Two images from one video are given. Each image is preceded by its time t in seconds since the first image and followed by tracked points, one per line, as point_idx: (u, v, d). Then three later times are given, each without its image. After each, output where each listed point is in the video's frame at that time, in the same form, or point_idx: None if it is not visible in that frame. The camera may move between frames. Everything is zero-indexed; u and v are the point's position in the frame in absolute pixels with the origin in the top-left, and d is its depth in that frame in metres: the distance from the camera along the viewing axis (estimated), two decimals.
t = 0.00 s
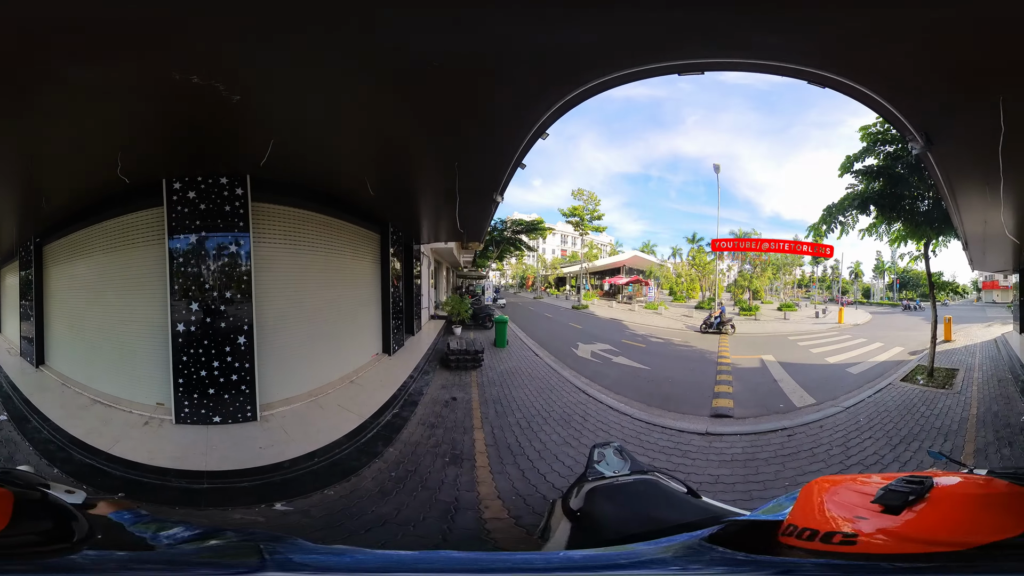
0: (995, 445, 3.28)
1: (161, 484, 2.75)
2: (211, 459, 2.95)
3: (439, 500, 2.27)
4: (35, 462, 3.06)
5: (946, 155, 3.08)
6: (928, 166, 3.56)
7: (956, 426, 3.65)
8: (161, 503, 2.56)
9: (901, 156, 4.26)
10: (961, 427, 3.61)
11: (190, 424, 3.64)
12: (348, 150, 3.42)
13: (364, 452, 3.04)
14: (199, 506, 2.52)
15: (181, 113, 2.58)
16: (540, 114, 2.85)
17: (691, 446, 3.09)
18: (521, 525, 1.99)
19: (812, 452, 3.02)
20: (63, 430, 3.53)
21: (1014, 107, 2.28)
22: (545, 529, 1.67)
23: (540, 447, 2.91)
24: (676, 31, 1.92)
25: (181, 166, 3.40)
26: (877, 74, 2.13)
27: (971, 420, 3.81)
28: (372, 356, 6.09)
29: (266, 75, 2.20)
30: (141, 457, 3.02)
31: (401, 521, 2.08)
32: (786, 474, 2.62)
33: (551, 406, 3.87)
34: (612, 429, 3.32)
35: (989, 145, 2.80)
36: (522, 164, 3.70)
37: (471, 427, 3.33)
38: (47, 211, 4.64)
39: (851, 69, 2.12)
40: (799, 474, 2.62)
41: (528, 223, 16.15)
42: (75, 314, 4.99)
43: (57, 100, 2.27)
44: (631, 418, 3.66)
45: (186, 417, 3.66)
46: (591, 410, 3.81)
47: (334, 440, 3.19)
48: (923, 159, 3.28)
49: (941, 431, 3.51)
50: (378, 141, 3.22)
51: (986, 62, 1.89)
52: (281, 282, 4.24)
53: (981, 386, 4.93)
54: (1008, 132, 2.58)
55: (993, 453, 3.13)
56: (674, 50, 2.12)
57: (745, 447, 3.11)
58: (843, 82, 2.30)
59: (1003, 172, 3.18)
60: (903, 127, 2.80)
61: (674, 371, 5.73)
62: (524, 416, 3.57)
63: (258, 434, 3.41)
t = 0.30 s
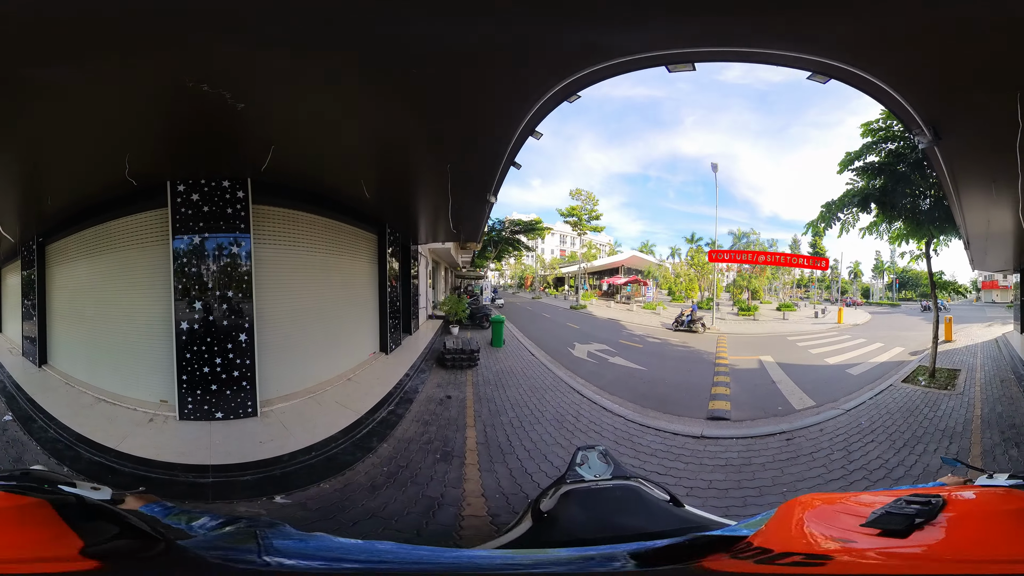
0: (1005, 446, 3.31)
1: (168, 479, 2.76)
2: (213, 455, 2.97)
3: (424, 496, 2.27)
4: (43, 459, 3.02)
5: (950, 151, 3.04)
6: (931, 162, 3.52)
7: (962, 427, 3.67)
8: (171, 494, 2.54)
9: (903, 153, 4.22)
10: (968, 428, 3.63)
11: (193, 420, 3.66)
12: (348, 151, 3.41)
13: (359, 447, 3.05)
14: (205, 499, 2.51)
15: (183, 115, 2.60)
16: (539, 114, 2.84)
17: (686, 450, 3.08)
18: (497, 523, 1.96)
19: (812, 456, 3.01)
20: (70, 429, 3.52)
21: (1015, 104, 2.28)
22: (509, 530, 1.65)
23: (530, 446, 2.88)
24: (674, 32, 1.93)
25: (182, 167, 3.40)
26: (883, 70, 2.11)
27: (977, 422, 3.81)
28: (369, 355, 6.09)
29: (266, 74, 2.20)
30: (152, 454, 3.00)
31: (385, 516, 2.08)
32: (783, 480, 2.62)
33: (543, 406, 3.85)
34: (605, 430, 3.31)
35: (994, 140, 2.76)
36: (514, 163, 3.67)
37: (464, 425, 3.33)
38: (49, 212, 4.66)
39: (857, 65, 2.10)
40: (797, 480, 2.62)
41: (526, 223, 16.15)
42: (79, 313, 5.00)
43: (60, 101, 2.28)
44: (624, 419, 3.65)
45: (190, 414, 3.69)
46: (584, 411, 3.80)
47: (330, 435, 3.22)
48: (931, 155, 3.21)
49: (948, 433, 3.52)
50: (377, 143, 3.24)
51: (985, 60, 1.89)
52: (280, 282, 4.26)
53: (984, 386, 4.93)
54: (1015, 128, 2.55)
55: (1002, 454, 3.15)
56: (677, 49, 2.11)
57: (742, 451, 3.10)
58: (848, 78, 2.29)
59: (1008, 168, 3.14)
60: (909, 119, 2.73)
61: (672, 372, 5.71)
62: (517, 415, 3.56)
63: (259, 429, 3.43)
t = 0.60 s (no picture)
0: (1007, 446, 3.33)
1: (170, 475, 2.78)
2: (212, 452, 2.98)
3: (416, 495, 2.28)
4: (46, 459, 3.02)
5: (953, 150, 3.03)
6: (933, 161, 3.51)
7: (965, 428, 3.68)
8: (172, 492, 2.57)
9: (905, 152, 4.19)
10: (971, 428, 3.65)
11: (193, 419, 3.66)
12: (348, 152, 3.42)
13: (355, 445, 3.05)
14: (205, 496, 2.51)
15: (184, 116, 2.61)
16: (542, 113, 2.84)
17: (682, 453, 3.08)
18: (484, 523, 1.95)
19: (812, 459, 3.00)
20: (73, 428, 3.52)
21: (1016, 103, 2.28)
22: (490, 526, 1.72)
23: (524, 447, 2.87)
24: (671, 32, 1.94)
25: (182, 168, 3.39)
26: (887, 70, 2.12)
27: (979, 422, 3.82)
28: (367, 355, 6.09)
29: (268, 75, 2.20)
30: (154, 451, 3.02)
31: (376, 514, 2.10)
32: (783, 483, 2.62)
33: (539, 407, 3.85)
34: (600, 432, 3.31)
35: (997, 140, 2.75)
36: (510, 163, 3.67)
37: (460, 424, 3.33)
38: (50, 212, 4.66)
39: (860, 65, 2.10)
40: (798, 483, 2.62)
41: (525, 224, 16.14)
42: (80, 313, 5.00)
43: (62, 102, 2.29)
44: (621, 421, 3.65)
45: (190, 412, 3.69)
46: (581, 412, 3.80)
47: (326, 433, 3.22)
48: (933, 154, 3.19)
49: (950, 433, 3.53)
50: (377, 145, 3.25)
51: (982, 60, 1.90)
52: (279, 282, 4.26)
53: (985, 386, 4.93)
54: (1019, 126, 2.54)
55: (1006, 454, 3.17)
56: (680, 49, 2.11)
57: (741, 454, 3.10)
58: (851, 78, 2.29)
59: (1009, 167, 3.14)
60: (915, 120, 2.73)
61: (671, 373, 5.70)
62: (512, 416, 3.55)
63: (257, 428, 3.43)
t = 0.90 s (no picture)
0: (1008, 445, 3.34)
1: (167, 474, 2.77)
2: (210, 451, 2.96)
3: (410, 496, 2.27)
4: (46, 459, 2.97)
5: (954, 151, 3.01)
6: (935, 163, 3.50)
7: (964, 427, 3.68)
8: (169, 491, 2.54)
9: (905, 153, 4.16)
10: (971, 427, 3.65)
11: (190, 418, 3.65)
12: (347, 153, 3.41)
13: (351, 446, 3.04)
14: (200, 494, 2.51)
15: (181, 118, 2.62)
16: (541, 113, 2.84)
17: (682, 454, 3.07)
18: (477, 526, 1.94)
19: (814, 459, 3.00)
20: (71, 427, 3.50)
21: (1013, 103, 2.28)
22: (481, 530, 1.69)
23: (522, 449, 2.85)
24: (667, 32, 1.94)
25: (179, 169, 3.38)
26: (887, 68, 2.11)
27: (979, 422, 3.81)
28: (364, 355, 6.08)
29: (265, 75, 2.18)
30: (152, 450, 3.01)
31: (366, 514, 2.10)
32: (787, 484, 2.61)
33: (536, 408, 3.84)
34: (598, 433, 3.30)
35: (998, 139, 2.73)
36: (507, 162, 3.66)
37: (456, 425, 3.31)
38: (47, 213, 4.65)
39: (860, 64, 2.10)
40: (801, 484, 2.61)
41: (523, 224, 16.12)
42: (77, 313, 4.99)
43: (59, 105, 2.29)
44: (619, 422, 3.63)
45: (187, 411, 3.67)
46: (578, 414, 3.79)
47: (322, 433, 3.21)
48: (935, 155, 3.18)
49: (950, 432, 3.52)
50: (374, 145, 3.24)
51: (979, 60, 1.90)
52: (276, 282, 4.25)
53: (985, 386, 4.92)
54: (1021, 126, 2.53)
55: (1007, 454, 3.17)
56: (680, 47, 2.10)
57: (742, 455, 3.09)
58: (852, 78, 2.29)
59: (1008, 167, 3.13)
60: (917, 119, 2.71)
61: (670, 373, 5.68)
62: (509, 417, 3.53)
63: (254, 427, 3.42)
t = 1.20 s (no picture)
0: (1008, 445, 3.33)
1: (165, 472, 2.77)
2: (208, 450, 2.96)
3: (406, 495, 2.27)
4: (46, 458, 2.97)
5: (954, 151, 3.00)
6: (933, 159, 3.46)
7: (963, 427, 3.68)
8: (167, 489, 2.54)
9: (903, 151, 4.15)
10: (970, 427, 3.65)
11: (189, 417, 3.65)
12: (345, 153, 3.40)
13: (347, 445, 3.04)
14: (198, 493, 2.51)
15: (180, 119, 2.62)
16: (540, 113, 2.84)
17: (679, 455, 3.07)
18: (470, 525, 1.94)
19: (812, 460, 3.00)
20: (70, 426, 3.50)
21: (1010, 103, 2.28)
22: (473, 530, 1.71)
23: (518, 449, 2.85)
24: (664, 32, 1.95)
25: (177, 169, 3.37)
26: (888, 68, 2.11)
27: (978, 421, 3.81)
28: (361, 355, 6.08)
29: (264, 75, 2.18)
30: (151, 449, 3.01)
31: (362, 513, 2.10)
32: (784, 485, 2.62)
33: (533, 408, 3.84)
34: (596, 434, 3.30)
35: (998, 139, 2.73)
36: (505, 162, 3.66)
37: (453, 425, 3.32)
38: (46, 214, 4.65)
39: (860, 64, 2.10)
40: (800, 485, 2.61)
41: (520, 224, 16.14)
42: (76, 313, 4.99)
43: (58, 106, 2.30)
44: (616, 423, 3.63)
45: (185, 411, 3.67)
46: (575, 414, 3.79)
47: (320, 433, 3.21)
48: (934, 155, 3.18)
49: (949, 433, 3.52)
50: (372, 145, 3.24)
51: (977, 59, 1.90)
52: (274, 282, 4.25)
53: (984, 386, 4.92)
54: (1021, 126, 2.52)
55: (1006, 453, 3.17)
56: (680, 47, 2.10)
57: (739, 456, 3.09)
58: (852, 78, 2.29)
59: (1006, 166, 3.12)
60: (917, 119, 2.71)
61: (667, 374, 5.67)
62: (506, 417, 3.53)
63: (251, 426, 3.42)
